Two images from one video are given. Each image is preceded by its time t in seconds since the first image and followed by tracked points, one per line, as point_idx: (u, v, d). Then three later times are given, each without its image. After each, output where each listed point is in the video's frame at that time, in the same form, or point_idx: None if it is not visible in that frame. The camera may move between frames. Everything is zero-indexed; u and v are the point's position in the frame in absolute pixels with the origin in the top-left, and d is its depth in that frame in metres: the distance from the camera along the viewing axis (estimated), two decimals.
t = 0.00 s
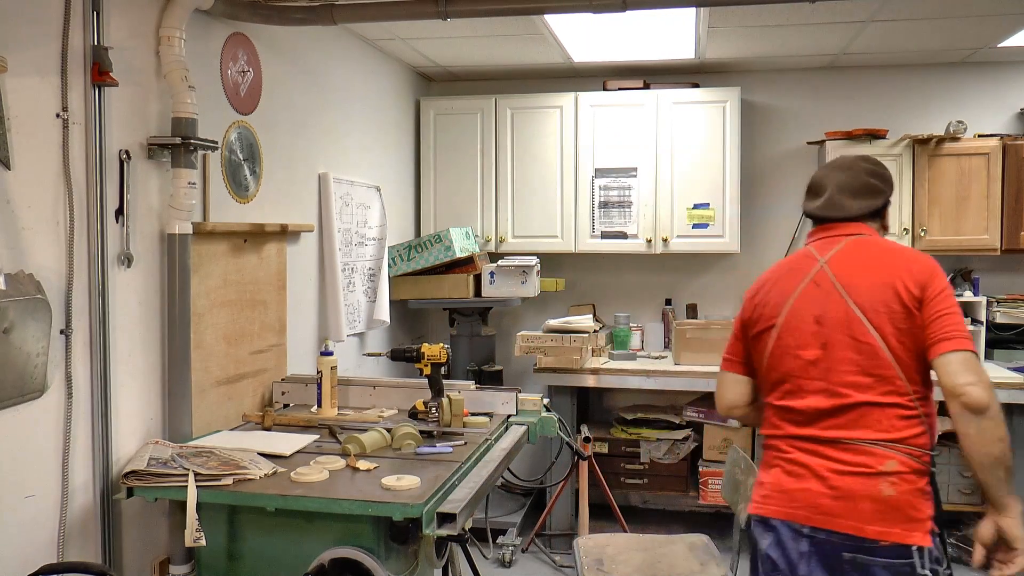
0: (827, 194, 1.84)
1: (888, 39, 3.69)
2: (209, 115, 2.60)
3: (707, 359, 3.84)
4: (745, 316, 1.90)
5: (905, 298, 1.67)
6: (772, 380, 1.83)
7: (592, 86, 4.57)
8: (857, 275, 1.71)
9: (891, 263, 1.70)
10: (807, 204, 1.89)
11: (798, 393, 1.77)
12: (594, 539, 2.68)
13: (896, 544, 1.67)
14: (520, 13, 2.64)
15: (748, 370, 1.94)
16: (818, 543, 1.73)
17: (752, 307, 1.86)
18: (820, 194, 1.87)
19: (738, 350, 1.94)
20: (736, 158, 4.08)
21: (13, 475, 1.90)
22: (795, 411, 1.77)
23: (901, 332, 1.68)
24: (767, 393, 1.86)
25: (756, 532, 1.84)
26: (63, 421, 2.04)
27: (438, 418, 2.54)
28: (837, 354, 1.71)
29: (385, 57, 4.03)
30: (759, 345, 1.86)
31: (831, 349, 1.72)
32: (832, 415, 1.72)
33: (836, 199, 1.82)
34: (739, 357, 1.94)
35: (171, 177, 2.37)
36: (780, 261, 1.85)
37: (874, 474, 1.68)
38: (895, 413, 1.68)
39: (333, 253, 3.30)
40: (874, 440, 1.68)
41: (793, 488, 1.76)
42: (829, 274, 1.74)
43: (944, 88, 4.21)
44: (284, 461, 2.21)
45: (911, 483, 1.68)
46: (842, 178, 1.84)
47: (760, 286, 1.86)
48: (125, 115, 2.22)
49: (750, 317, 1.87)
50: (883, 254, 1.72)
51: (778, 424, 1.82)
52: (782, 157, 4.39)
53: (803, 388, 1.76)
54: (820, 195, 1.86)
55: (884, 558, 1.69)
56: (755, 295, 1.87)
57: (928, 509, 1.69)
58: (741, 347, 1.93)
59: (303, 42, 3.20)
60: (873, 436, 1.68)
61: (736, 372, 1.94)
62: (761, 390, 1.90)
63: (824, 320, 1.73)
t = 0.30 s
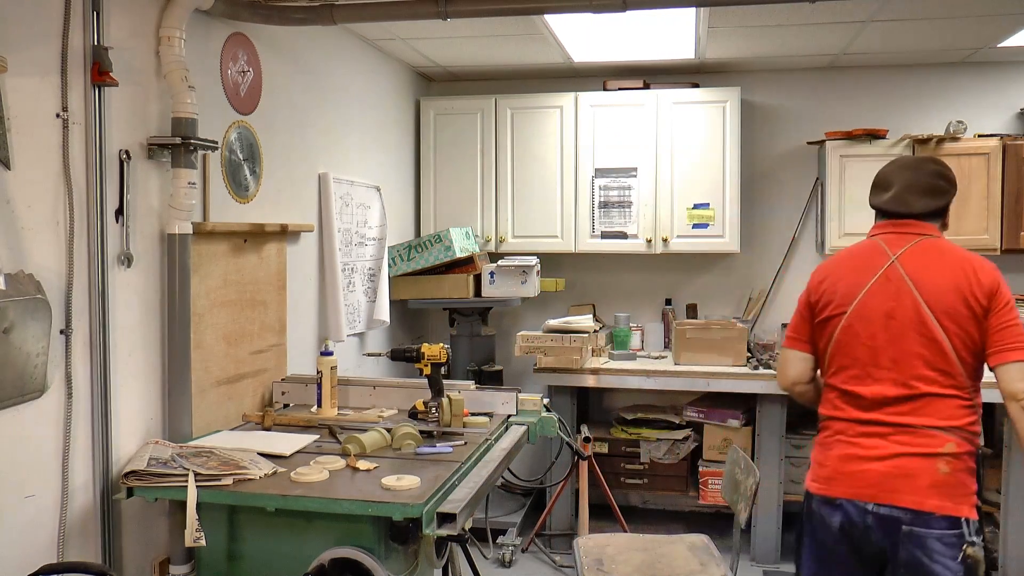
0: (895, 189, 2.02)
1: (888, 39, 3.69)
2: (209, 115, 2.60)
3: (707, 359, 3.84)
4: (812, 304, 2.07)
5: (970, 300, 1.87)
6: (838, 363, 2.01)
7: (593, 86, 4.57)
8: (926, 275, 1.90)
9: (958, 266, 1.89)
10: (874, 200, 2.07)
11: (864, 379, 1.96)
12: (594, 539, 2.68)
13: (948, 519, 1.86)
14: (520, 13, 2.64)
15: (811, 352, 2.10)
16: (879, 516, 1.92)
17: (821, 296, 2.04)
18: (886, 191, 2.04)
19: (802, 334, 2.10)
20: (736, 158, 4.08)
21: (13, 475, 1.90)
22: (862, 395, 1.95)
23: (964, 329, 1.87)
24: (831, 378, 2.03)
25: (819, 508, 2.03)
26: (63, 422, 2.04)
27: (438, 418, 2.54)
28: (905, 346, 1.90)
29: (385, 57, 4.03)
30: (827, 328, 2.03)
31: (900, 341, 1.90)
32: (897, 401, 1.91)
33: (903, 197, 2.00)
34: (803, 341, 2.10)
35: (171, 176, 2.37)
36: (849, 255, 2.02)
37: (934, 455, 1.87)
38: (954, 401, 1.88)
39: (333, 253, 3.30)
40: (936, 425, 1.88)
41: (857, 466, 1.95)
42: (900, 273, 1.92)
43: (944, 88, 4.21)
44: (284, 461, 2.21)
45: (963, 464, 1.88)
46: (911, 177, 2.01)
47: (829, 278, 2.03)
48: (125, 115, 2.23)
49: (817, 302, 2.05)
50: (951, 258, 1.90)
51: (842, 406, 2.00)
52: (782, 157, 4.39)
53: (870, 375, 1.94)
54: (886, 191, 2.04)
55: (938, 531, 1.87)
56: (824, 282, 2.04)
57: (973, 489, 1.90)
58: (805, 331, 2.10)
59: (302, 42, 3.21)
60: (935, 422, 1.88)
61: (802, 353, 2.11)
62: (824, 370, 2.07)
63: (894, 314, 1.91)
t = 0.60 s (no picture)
0: (889, 203, 2.22)
1: (888, 39, 3.69)
2: (209, 115, 2.60)
3: (707, 359, 3.84)
4: (828, 308, 2.26)
5: (972, 297, 2.06)
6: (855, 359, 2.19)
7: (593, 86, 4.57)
8: (932, 276, 2.09)
9: (960, 266, 2.08)
10: (873, 213, 2.27)
11: (879, 372, 2.14)
12: (594, 539, 2.68)
13: (960, 494, 2.04)
14: (520, 13, 2.64)
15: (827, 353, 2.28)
16: (895, 494, 2.10)
17: (836, 301, 2.22)
18: (882, 204, 2.25)
19: (819, 337, 2.29)
20: (736, 158, 4.08)
21: (13, 476, 1.90)
22: (878, 386, 2.13)
23: (968, 323, 2.07)
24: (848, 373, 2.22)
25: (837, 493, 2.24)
26: (63, 422, 2.04)
27: (438, 418, 2.54)
28: (916, 341, 2.09)
29: (385, 57, 4.03)
30: (842, 328, 2.22)
31: (911, 336, 2.09)
32: (911, 390, 2.10)
33: (899, 208, 2.20)
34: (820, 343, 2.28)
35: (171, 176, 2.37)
36: (858, 261, 2.21)
37: (946, 437, 2.06)
38: (962, 388, 2.07)
39: (333, 253, 3.30)
40: (948, 409, 2.06)
41: (877, 450, 2.13)
42: (909, 275, 2.11)
43: (944, 88, 4.21)
44: (284, 461, 2.21)
45: (971, 445, 2.07)
46: (903, 189, 2.21)
47: (842, 284, 2.22)
48: (126, 115, 2.22)
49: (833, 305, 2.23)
50: (953, 259, 2.09)
51: (860, 398, 2.18)
52: (782, 157, 4.39)
53: (885, 368, 2.13)
54: (882, 204, 2.24)
55: (948, 502, 2.04)
56: (839, 286, 2.22)
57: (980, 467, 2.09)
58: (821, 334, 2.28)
59: (302, 42, 3.20)
60: (946, 408, 2.06)
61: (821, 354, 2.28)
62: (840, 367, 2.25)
63: (906, 313, 2.09)
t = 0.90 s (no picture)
0: (867, 195, 2.44)
1: (888, 39, 3.69)
2: (209, 115, 2.60)
3: (707, 359, 3.84)
4: (823, 296, 2.52)
5: (948, 280, 2.30)
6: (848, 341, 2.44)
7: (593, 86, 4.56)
8: (910, 263, 2.33)
9: (935, 252, 2.31)
10: (855, 205, 2.48)
11: (868, 351, 2.40)
12: (594, 539, 2.68)
13: (945, 456, 2.29)
14: (520, 13, 2.64)
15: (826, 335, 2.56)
16: (887, 460, 2.35)
17: (826, 290, 2.51)
18: (863, 196, 2.46)
19: (816, 323, 2.61)
20: (736, 158, 4.08)
21: (13, 475, 1.90)
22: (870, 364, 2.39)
23: (947, 304, 2.31)
24: (840, 352, 2.49)
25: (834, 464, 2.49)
26: (63, 422, 2.04)
27: (438, 418, 2.54)
28: (901, 322, 2.33)
29: (385, 57, 4.03)
30: (835, 312, 2.48)
31: (896, 317, 2.34)
32: (898, 365, 2.34)
33: (875, 201, 2.43)
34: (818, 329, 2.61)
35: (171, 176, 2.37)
36: (846, 252, 2.46)
37: (932, 407, 2.30)
38: (945, 362, 2.31)
39: (333, 253, 3.30)
40: (933, 381, 2.31)
41: (869, 420, 2.37)
42: (891, 263, 2.35)
43: (944, 88, 4.21)
44: (283, 461, 2.21)
45: (956, 412, 2.32)
46: (880, 183, 2.43)
47: (831, 275, 2.49)
48: (126, 115, 2.23)
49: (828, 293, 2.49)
50: (929, 246, 2.33)
51: (854, 374, 2.44)
52: (782, 157, 4.39)
53: (875, 348, 2.38)
54: (863, 197, 2.46)
55: (937, 466, 2.30)
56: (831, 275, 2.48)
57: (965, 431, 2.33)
58: (818, 321, 2.60)
59: (302, 42, 3.21)
60: (932, 380, 2.31)
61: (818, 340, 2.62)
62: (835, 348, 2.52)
63: (890, 296, 2.34)
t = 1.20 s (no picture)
0: (882, 195, 2.60)
1: (888, 39, 3.69)
2: (209, 115, 2.60)
3: (707, 359, 3.84)
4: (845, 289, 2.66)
5: (965, 280, 2.47)
6: (869, 333, 2.59)
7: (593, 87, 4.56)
8: (931, 263, 2.48)
9: (954, 254, 2.47)
10: (870, 204, 2.65)
11: (888, 344, 2.56)
12: (594, 539, 2.68)
13: (952, 441, 2.51)
14: (520, 13, 2.64)
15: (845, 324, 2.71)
16: (902, 443, 2.53)
17: (848, 286, 2.64)
18: (878, 195, 2.62)
19: (834, 315, 2.76)
20: (736, 158, 4.08)
21: (14, 475, 1.90)
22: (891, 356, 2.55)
23: (962, 301, 2.48)
24: (857, 343, 2.64)
25: (844, 446, 2.68)
26: (63, 422, 2.04)
27: (438, 418, 2.54)
28: (922, 318, 2.49)
29: (385, 57, 4.03)
30: (858, 305, 2.62)
31: (917, 314, 2.49)
32: (917, 358, 2.51)
33: (891, 200, 2.58)
34: (836, 320, 2.77)
35: (171, 176, 2.37)
36: (869, 249, 2.60)
37: (944, 396, 2.50)
38: (958, 355, 2.50)
39: (333, 253, 3.30)
40: (947, 373, 2.50)
41: (889, 407, 2.54)
42: (913, 262, 2.50)
43: (943, 88, 4.21)
44: (283, 461, 2.21)
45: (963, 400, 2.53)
46: (894, 183, 2.58)
47: (852, 272, 2.63)
48: (126, 115, 2.23)
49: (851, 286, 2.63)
50: (949, 247, 2.48)
51: (873, 364, 2.59)
52: (782, 157, 4.39)
53: (895, 341, 2.53)
54: (878, 195, 2.62)
55: (945, 449, 2.51)
56: (856, 270, 2.62)
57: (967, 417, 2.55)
58: (835, 313, 2.75)
59: (303, 42, 3.21)
60: (946, 372, 2.50)
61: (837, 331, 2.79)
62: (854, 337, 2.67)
63: (912, 294, 2.49)
